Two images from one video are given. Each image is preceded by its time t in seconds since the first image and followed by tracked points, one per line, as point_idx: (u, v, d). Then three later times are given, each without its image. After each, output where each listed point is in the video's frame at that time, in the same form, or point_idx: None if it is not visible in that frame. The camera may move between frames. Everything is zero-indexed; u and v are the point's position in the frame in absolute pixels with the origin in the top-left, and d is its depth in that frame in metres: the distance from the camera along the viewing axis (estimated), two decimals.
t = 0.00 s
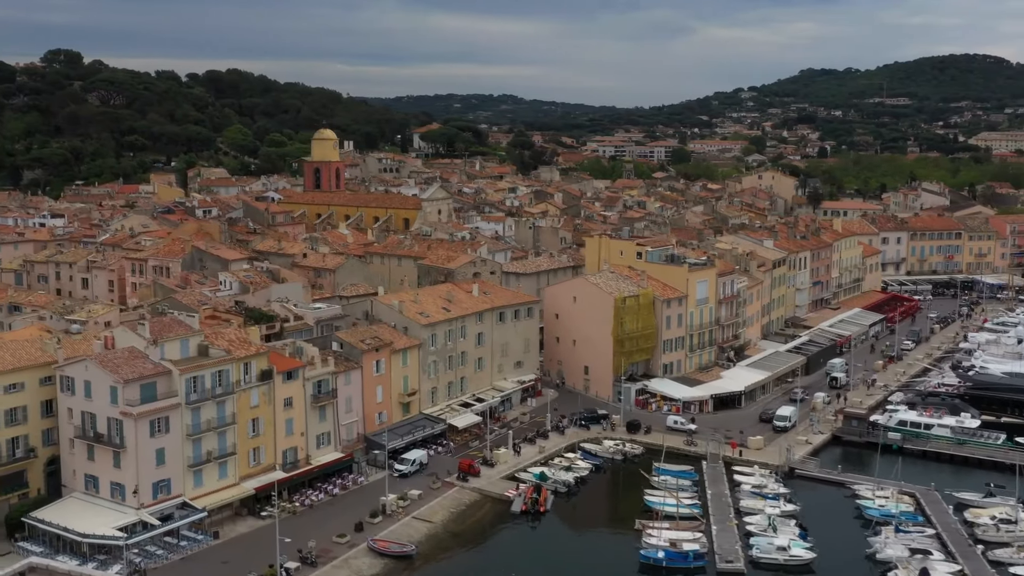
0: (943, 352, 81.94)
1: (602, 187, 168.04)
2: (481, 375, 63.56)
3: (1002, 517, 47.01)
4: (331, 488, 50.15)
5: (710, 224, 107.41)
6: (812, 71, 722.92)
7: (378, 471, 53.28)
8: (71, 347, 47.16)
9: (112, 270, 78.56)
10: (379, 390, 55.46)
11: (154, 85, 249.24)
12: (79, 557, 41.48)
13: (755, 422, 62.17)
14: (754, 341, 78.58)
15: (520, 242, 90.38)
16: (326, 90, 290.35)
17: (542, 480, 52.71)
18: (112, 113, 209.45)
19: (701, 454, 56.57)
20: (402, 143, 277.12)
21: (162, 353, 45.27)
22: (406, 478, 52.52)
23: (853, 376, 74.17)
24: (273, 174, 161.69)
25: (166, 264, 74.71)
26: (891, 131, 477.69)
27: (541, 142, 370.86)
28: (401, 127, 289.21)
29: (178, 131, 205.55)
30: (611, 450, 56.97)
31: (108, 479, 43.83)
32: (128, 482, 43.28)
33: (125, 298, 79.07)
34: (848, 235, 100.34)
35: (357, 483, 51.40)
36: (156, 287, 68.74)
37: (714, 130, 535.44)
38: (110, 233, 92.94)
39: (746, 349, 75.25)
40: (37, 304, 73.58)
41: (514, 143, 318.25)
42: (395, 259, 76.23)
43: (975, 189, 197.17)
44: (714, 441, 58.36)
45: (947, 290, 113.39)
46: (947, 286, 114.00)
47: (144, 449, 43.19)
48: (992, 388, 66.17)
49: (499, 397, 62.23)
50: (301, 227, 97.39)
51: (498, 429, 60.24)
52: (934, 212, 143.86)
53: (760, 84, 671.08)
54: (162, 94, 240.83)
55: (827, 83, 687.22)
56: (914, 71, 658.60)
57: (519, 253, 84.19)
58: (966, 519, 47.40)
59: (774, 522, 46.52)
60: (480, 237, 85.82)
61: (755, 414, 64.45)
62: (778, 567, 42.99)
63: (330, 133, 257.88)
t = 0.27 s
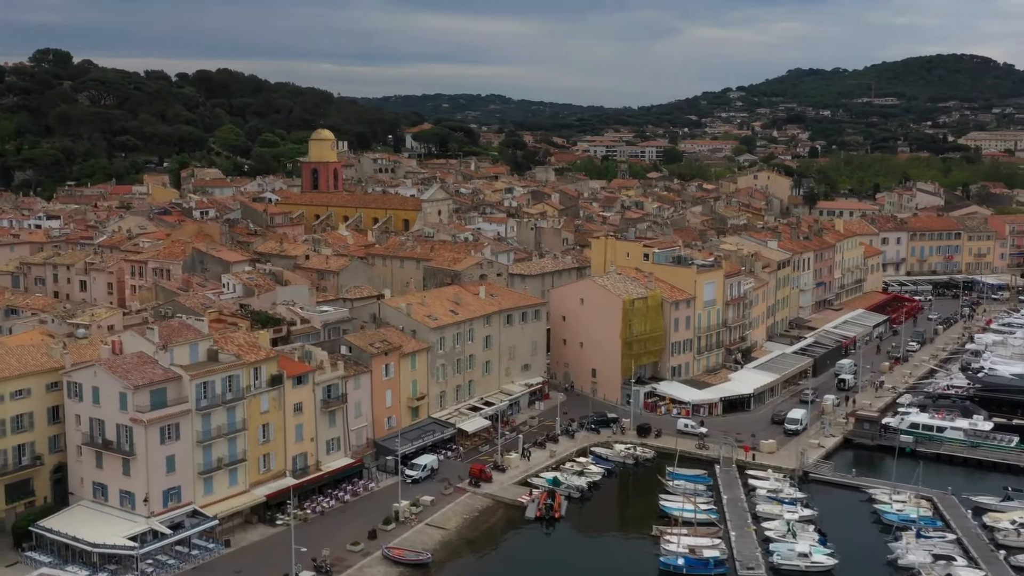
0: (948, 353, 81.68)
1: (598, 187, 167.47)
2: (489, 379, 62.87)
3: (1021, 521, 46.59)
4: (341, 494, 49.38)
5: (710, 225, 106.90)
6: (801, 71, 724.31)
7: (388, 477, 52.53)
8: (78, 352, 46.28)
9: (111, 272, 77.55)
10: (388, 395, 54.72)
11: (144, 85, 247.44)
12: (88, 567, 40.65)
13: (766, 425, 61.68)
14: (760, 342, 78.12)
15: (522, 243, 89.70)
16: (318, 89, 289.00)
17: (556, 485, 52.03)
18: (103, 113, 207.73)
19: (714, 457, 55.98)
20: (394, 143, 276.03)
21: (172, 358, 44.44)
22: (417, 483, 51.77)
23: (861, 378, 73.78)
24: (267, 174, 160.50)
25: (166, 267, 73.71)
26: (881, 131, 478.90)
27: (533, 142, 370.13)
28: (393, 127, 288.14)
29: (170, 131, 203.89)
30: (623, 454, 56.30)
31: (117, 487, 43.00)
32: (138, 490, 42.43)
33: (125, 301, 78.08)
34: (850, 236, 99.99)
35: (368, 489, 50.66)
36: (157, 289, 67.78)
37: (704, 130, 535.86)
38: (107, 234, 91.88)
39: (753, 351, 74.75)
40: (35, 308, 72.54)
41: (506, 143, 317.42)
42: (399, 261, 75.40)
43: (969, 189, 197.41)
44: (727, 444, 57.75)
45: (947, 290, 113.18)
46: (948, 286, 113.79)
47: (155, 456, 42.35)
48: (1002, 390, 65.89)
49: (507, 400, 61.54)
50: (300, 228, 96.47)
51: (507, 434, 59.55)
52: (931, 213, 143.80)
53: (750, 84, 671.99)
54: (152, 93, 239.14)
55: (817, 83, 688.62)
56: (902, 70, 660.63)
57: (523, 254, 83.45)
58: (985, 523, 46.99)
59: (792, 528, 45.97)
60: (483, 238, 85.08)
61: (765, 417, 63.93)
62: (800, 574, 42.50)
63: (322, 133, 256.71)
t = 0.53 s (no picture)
0: (952, 354, 81.51)
1: (593, 188, 167.02)
2: (495, 382, 62.28)
3: None
4: (351, 500, 48.75)
5: (711, 226, 106.49)
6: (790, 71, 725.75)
7: (397, 482, 51.91)
8: (84, 356, 45.53)
9: (110, 274, 76.67)
10: (396, 399, 54.09)
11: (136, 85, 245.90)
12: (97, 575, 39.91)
13: (775, 428, 61.26)
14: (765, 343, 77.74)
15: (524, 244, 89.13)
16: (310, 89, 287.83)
17: (567, 489, 51.46)
18: (95, 113, 206.25)
19: (724, 461, 55.50)
20: (387, 143, 275.10)
21: (180, 363, 43.69)
22: (426, 488, 51.16)
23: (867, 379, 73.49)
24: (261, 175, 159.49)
25: (167, 269, 72.87)
26: (872, 131, 480.16)
27: (525, 142, 369.52)
28: (385, 127, 287.23)
29: (162, 131, 202.52)
30: (633, 458, 55.78)
31: (125, 494, 42.27)
32: (147, 497, 41.71)
33: (124, 303, 77.21)
34: (851, 236, 99.74)
35: (377, 494, 50.03)
36: (158, 292, 67.00)
37: (695, 129, 536.24)
38: (104, 235, 90.93)
39: (758, 353, 74.34)
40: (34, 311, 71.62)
41: (499, 143, 316.71)
42: (402, 263, 74.73)
43: (962, 189, 197.72)
44: (736, 447, 57.28)
45: (947, 291, 113.07)
46: (947, 287, 113.69)
47: (164, 463, 41.65)
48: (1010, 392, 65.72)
49: (514, 404, 60.97)
50: (299, 230, 95.70)
51: (515, 437, 58.98)
52: (928, 213, 143.83)
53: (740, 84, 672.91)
54: (144, 93, 237.70)
55: (807, 83, 690.05)
56: (892, 70, 662.61)
57: (525, 255, 82.86)
58: (1001, 527, 46.66)
59: (809, 533, 45.54)
60: (485, 239, 84.45)
61: (774, 419, 63.50)
62: None
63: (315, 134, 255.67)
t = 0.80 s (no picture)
0: (956, 356, 81.35)
1: (588, 188, 166.54)
2: (502, 385, 61.60)
3: None
4: (362, 507, 47.99)
5: (711, 227, 106.08)
6: (778, 71, 727.61)
7: (407, 488, 51.20)
8: (90, 362, 44.66)
9: (108, 276, 75.63)
10: (405, 403, 53.38)
11: (125, 85, 244.14)
12: None
13: (785, 431, 60.80)
14: (770, 345, 77.30)
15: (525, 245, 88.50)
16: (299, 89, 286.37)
17: (580, 495, 50.83)
18: (84, 113, 204.54)
19: (736, 464, 54.98)
20: (377, 143, 274.06)
21: (190, 368, 42.86)
22: (437, 495, 50.45)
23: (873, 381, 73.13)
24: (254, 175, 158.34)
25: (166, 271, 71.91)
26: (860, 131, 481.53)
27: (515, 142, 368.85)
28: (375, 127, 286.13)
29: (153, 131, 200.92)
30: (644, 462, 55.19)
31: (135, 502, 41.46)
32: (158, 506, 40.89)
33: (122, 306, 76.19)
34: (852, 237, 99.51)
35: (388, 501, 49.32)
36: (160, 295, 66.06)
37: (684, 129, 536.73)
38: (100, 237, 89.81)
39: (764, 355, 73.92)
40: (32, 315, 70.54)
41: (489, 143, 315.92)
42: (405, 265, 73.97)
43: (954, 189, 198.32)
44: (748, 451, 56.77)
45: (945, 291, 113.07)
46: (945, 287, 113.70)
47: (175, 470, 40.82)
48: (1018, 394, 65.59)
49: (522, 407, 60.28)
50: (297, 231, 94.81)
51: (523, 442, 58.34)
52: (923, 213, 143.99)
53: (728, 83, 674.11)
54: (133, 93, 235.87)
55: (794, 83, 691.89)
56: (878, 70, 665.17)
57: (528, 257, 82.22)
58: (1020, 531, 46.25)
59: (828, 539, 45.04)
60: (487, 240, 83.78)
61: (783, 422, 63.04)
62: None
63: (306, 134, 254.33)
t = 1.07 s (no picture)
0: (960, 358, 81.15)
1: (582, 189, 166.04)
2: (509, 389, 60.96)
3: None
4: (373, 514, 47.29)
5: (709, 228, 105.66)
6: (765, 71, 729.22)
7: (417, 494, 50.52)
8: (98, 368, 43.79)
9: (106, 279, 74.59)
10: (414, 408, 52.69)
11: (113, 85, 242.24)
12: None
13: (794, 434, 60.37)
14: (774, 347, 76.92)
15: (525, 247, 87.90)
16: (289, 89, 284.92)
17: (592, 501, 50.24)
18: (73, 113, 202.71)
19: (748, 469, 54.49)
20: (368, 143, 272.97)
21: (200, 374, 42.04)
22: (448, 501, 49.77)
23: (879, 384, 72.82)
24: (246, 176, 157.18)
25: (166, 274, 70.93)
26: (847, 131, 482.96)
27: (504, 142, 367.98)
28: (365, 127, 284.95)
29: (142, 132, 199.24)
30: (655, 467, 54.64)
31: (145, 511, 40.66)
32: (169, 515, 40.10)
33: (120, 309, 75.18)
34: (852, 238, 99.26)
35: (399, 507, 48.63)
36: (160, 298, 65.14)
37: (672, 130, 537.13)
38: (95, 239, 88.70)
39: (769, 357, 73.46)
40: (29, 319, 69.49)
41: (479, 144, 315.03)
42: (407, 267, 73.20)
43: (945, 190, 198.78)
44: (759, 455, 56.28)
45: (943, 292, 112.98)
46: (943, 288, 113.63)
47: (186, 479, 40.03)
48: None
49: (530, 411, 59.66)
50: (295, 233, 93.87)
51: (532, 446, 57.72)
52: (917, 213, 144.02)
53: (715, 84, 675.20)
54: (122, 93, 234.01)
55: (781, 83, 693.67)
56: (864, 71, 667.58)
57: (530, 258, 81.55)
58: None
59: (846, 544, 44.56)
60: (488, 242, 83.08)
61: (791, 425, 62.59)
62: None
63: (296, 134, 252.95)
